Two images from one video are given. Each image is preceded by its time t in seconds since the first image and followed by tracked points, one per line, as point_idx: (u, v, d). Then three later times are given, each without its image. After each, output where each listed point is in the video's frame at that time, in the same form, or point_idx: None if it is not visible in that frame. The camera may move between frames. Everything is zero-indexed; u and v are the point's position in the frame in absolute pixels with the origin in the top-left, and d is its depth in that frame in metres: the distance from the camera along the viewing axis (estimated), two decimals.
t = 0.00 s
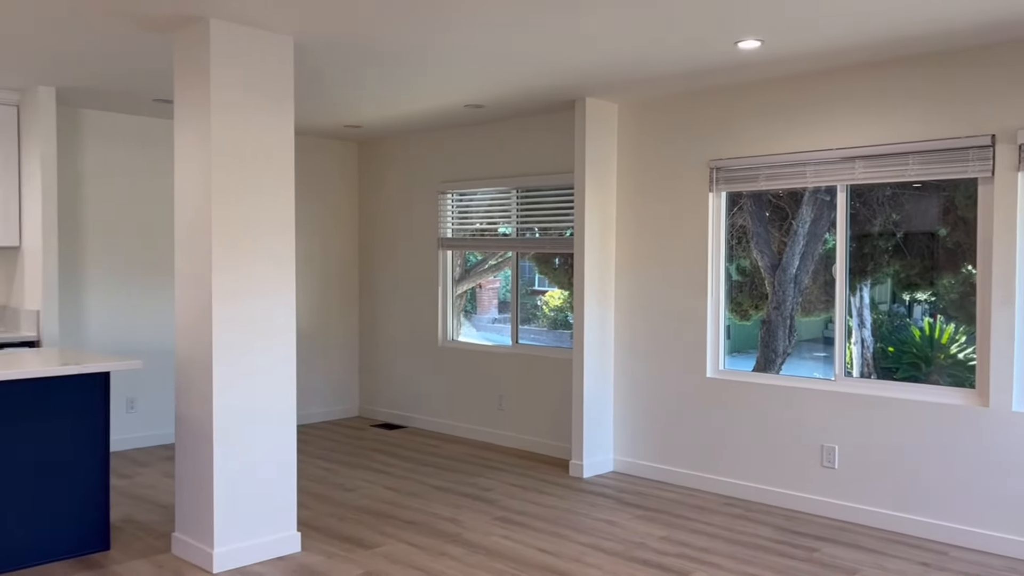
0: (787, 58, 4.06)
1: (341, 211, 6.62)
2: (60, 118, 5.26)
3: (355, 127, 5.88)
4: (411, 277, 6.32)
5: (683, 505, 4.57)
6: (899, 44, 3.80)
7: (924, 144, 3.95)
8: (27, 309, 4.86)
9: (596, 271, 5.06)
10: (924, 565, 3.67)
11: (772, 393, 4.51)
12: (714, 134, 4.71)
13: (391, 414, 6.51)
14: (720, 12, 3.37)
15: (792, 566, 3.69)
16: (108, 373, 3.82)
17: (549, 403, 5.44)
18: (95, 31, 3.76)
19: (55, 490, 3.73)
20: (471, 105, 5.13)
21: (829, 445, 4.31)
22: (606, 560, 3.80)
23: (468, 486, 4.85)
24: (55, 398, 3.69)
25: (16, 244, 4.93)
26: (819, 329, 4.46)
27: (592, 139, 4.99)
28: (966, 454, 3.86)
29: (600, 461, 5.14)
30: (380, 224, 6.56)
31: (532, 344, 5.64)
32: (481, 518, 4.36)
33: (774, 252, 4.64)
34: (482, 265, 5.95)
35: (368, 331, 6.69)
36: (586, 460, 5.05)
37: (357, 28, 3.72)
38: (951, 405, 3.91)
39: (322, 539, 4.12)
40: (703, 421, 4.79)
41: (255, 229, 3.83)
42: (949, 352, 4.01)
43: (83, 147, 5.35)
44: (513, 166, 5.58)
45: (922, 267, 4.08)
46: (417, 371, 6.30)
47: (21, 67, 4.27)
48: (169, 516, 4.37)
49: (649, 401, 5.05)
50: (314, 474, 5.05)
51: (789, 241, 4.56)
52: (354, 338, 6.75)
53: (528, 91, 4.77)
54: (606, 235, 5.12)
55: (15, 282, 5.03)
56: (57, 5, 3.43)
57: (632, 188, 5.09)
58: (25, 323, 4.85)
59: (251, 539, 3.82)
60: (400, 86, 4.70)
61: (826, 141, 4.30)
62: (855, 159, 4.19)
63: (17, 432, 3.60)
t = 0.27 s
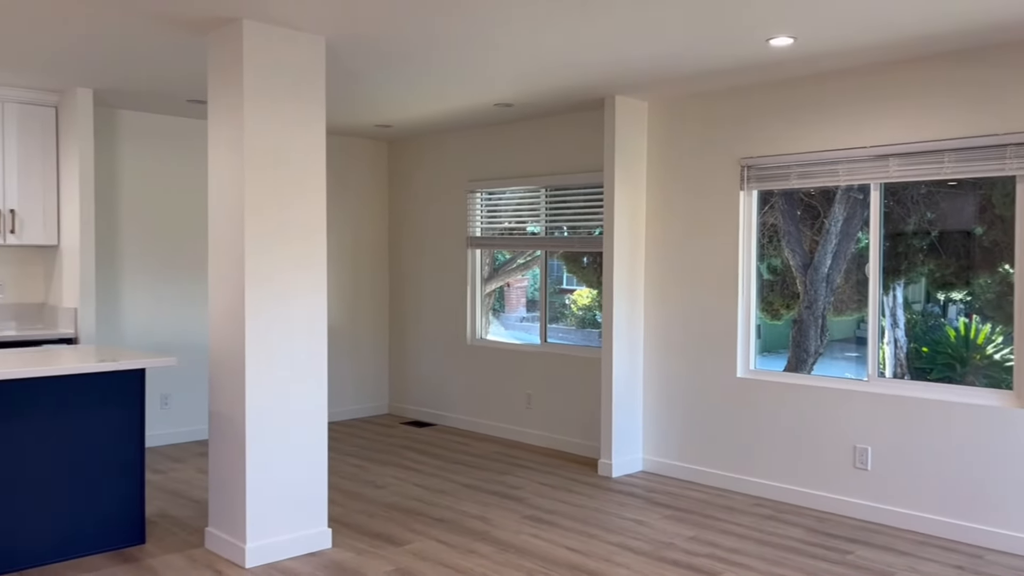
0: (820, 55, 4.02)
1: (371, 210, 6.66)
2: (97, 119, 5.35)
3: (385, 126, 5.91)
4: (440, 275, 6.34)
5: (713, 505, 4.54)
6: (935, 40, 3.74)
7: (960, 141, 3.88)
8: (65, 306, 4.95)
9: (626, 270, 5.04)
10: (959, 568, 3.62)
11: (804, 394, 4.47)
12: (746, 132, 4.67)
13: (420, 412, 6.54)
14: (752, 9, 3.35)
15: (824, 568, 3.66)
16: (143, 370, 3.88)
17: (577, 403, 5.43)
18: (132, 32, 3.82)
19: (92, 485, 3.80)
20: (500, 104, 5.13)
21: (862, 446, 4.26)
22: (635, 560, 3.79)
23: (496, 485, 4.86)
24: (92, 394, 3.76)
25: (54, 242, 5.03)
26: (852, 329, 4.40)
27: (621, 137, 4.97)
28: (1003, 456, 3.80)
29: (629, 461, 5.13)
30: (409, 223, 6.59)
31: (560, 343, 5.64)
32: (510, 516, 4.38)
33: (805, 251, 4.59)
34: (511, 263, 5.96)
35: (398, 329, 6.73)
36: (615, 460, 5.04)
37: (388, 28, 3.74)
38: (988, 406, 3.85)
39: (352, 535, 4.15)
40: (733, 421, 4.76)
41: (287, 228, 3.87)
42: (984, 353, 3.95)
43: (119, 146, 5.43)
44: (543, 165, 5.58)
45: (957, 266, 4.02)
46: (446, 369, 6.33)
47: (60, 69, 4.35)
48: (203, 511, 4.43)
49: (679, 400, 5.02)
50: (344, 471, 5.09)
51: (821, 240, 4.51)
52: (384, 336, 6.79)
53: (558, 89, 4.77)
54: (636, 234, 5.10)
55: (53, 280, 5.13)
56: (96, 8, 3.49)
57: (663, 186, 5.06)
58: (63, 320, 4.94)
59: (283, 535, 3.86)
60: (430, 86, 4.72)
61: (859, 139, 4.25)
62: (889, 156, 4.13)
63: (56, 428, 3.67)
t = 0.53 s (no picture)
0: (853, 52, 3.97)
1: (399, 209, 6.69)
2: (131, 119, 5.42)
3: (414, 125, 5.94)
4: (468, 274, 6.35)
5: (742, 506, 4.51)
6: (971, 36, 3.68)
7: (996, 138, 3.82)
8: (99, 304, 5.03)
9: (654, 269, 5.02)
10: (995, 573, 3.55)
11: (835, 395, 4.42)
12: (776, 130, 4.63)
13: (447, 410, 6.56)
14: (784, 6, 3.31)
15: (855, 571, 3.61)
16: (176, 367, 3.93)
17: (605, 402, 5.42)
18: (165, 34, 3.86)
19: (126, 480, 3.85)
20: (529, 103, 5.13)
21: (895, 448, 4.20)
22: (664, 560, 3.77)
23: (523, 484, 4.86)
24: (125, 391, 3.82)
25: (90, 241, 5.11)
26: (884, 329, 4.34)
27: (650, 136, 4.94)
28: None
29: (657, 461, 5.10)
30: (437, 222, 6.62)
31: (588, 343, 5.63)
32: (538, 516, 4.37)
33: (836, 251, 4.53)
34: (538, 262, 5.95)
35: (425, 327, 6.75)
36: (643, 460, 5.02)
37: (418, 29, 3.76)
38: None
39: (380, 533, 4.17)
40: (763, 422, 4.72)
41: (318, 227, 3.90)
42: (1019, 354, 3.87)
43: (152, 146, 5.51)
44: (571, 164, 5.57)
45: (993, 266, 3.95)
46: (473, 368, 6.34)
47: (96, 71, 4.42)
48: (234, 507, 4.48)
49: (707, 401, 4.99)
50: (373, 469, 5.12)
51: (853, 239, 4.46)
52: (411, 335, 6.82)
53: (586, 88, 4.75)
54: (665, 233, 5.08)
55: (88, 278, 5.21)
56: (131, 10, 3.53)
57: (692, 185, 5.03)
58: (98, 317, 5.02)
59: (313, 532, 3.89)
60: (459, 85, 4.73)
61: (892, 137, 4.19)
62: (922, 154, 4.07)
63: (90, 424, 3.73)
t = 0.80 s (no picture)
0: (883, 49, 3.93)
1: (424, 208, 6.71)
2: (161, 120, 5.49)
3: (439, 125, 5.95)
4: (492, 273, 6.36)
5: (769, 508, 4.48)
6: (1004, 32, 3.63)
7: None
8: (130, 302, 5.10)
9: (680, 268, 5.00)
10: None
11: (864, 395, 4.38)
12: (805, 128, 4.59)
13: (472, 409, 6.58)
14: (814, 3, 3.29)
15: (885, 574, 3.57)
16: (205, 365, 3.97)
17: (630, 402, 5.40)
18: (196, 35, 3.91)
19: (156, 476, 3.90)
20: (555, 102, 5.13)
21: (925, 450, 4.15)
22: (690, 561, 3.76)
23: (548, 483, 4.86)
24: (155, 388, 3.86)
25: (120, 240, 5.18)
26: (913, 330, 4.29)
27: (677, 134, 4.93)
28: None
29: (683, 461, 5.08)
30: (462, 221, 6.63)
31: (612, 342, 5.61)
32: (563, 515, 4.37)
33: (865, 250, 4.49)
34: (562, 262, 5.95)
35: (450, 326, 6.77)
36: (668, 460, 5.00)
37: (445, 28, 3.77)
38: None
39: (406, 530, 4.19)
40: (790, 423, 4.69)
41: (345, 225, 3.92)
42: None
43: (182, 146, 5.57)
44: (596, 164, 5.56)
45: None
46: (498, 367, 6.35)
47: (128, 72, 4.48)
48: (262, 503, 4.52)
49: (734, 401, 4.96)
50: (399, 467, 5.15)
51: (882, 239, 4.41)
52: (436, 334, 6.84)
53: (612, 87, 4.75)
54: (691, 232, 5.05)
55: (119, 277, 5.29)
56: (164, 11, 3.58)
57: (719, 184, 5.01)
58: (129, 315, 5.09)
59: (339, 529, 3.92)
60: (485, 85, 4.74)
61: (923, 135, 4.14)
62: (954, 152, 4.02)
63: (121, 421, 3.78)
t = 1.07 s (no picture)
0: (914, 47, 3.88)
1: (450, 208, 6.73)
2: (191, 120, 5.55)
3: (465, 125, 5.97)
4: (517, 273, 6.37)
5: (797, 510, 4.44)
6: None
7: None
8: (160, 300, 5.16)
9: (707, 268, 4.97)
10: None
11: (893, 397, 4.33)
12: (834, 127, 4.55)
13: (497, 408, 6.59)
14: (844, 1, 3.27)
15: None
16: (234, 363, 4.01)
17: (655, 402, 5.38)
18: (227, 36, 3.95)
19: (186, 472, 3.94)
20: (581, 102, 5.13)
21: (956, 453, 4.10)
22: (717, 563, 3.74)
23: (573, 483, 4.86)
24: (185, 385, 3.91)
25: (151, 239, 5.24)
26: (944, 331, 4.24)
27: (704, 134, 4.90)
28: None
29: (709, 462, 5.05)
30: (487, 221, 6.64)
31: (638, 342, 5.60)
32: (589, 515, 4.37)
33: (894, 250, 4.44)
34: (588, 262, 5.94)
35: (475, 325, 6.79)
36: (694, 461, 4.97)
37: (473, 28, 3.78)
38: None
39: (432, 529, 4.21)
40: (818, 425, 4.65)
41: (374, 225, 3.94)
42: None
43: (211, 147, 5.63)
44: (622, 163, 5.55)
45: None
46: (523, 367, 6.35)
47: (160, 73, 4.53)
48: (289, 501, 4.56)
49: (761, 402, 4.93)
50: (424, 466, 5.17)
51: (912, 239, 4.36)
52: (461, 333, 6.86)
53: (639, 86, 4.73)
54: (718, 232, 5.03)
55: (150, 276, 5.35)
56: (196, 13, 3.62)
57: (746, 184, 4.97)
58: (159, 313, 5.15)
59: (366, 527, 3.94)
60: (512, 85, 4.75)
61: (954, 134, 4.09)
62: (986, 152, 3.97)
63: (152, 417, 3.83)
